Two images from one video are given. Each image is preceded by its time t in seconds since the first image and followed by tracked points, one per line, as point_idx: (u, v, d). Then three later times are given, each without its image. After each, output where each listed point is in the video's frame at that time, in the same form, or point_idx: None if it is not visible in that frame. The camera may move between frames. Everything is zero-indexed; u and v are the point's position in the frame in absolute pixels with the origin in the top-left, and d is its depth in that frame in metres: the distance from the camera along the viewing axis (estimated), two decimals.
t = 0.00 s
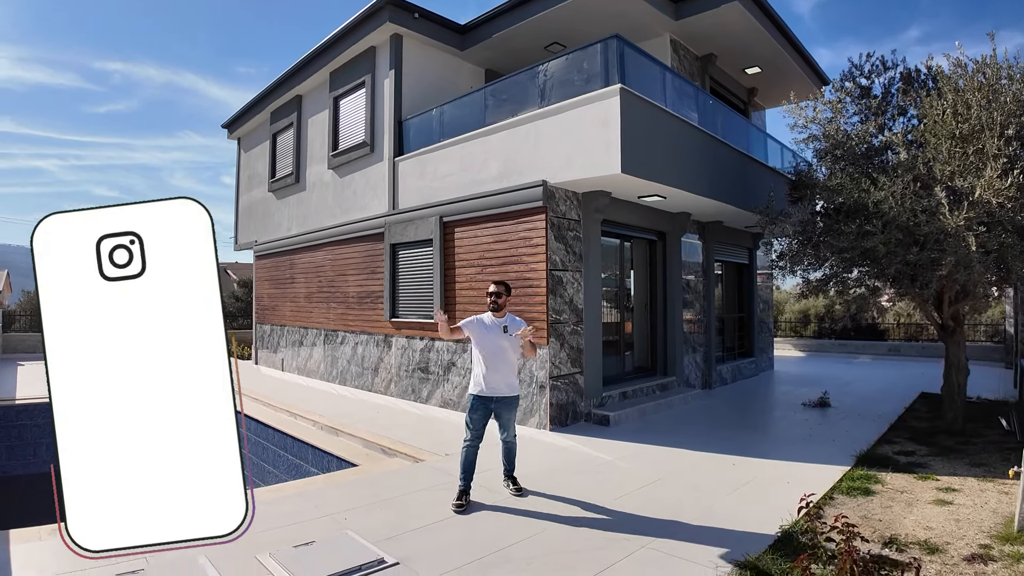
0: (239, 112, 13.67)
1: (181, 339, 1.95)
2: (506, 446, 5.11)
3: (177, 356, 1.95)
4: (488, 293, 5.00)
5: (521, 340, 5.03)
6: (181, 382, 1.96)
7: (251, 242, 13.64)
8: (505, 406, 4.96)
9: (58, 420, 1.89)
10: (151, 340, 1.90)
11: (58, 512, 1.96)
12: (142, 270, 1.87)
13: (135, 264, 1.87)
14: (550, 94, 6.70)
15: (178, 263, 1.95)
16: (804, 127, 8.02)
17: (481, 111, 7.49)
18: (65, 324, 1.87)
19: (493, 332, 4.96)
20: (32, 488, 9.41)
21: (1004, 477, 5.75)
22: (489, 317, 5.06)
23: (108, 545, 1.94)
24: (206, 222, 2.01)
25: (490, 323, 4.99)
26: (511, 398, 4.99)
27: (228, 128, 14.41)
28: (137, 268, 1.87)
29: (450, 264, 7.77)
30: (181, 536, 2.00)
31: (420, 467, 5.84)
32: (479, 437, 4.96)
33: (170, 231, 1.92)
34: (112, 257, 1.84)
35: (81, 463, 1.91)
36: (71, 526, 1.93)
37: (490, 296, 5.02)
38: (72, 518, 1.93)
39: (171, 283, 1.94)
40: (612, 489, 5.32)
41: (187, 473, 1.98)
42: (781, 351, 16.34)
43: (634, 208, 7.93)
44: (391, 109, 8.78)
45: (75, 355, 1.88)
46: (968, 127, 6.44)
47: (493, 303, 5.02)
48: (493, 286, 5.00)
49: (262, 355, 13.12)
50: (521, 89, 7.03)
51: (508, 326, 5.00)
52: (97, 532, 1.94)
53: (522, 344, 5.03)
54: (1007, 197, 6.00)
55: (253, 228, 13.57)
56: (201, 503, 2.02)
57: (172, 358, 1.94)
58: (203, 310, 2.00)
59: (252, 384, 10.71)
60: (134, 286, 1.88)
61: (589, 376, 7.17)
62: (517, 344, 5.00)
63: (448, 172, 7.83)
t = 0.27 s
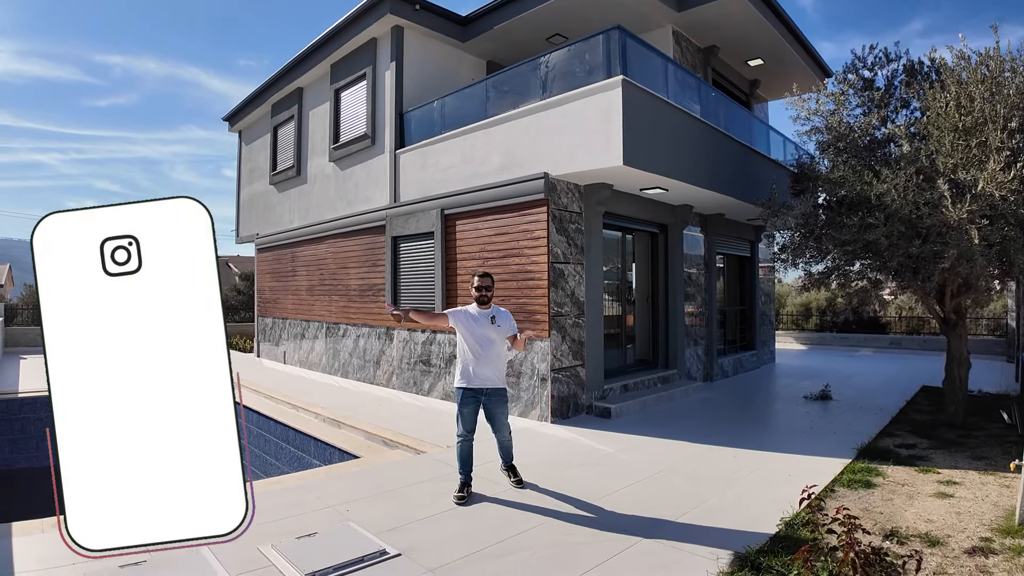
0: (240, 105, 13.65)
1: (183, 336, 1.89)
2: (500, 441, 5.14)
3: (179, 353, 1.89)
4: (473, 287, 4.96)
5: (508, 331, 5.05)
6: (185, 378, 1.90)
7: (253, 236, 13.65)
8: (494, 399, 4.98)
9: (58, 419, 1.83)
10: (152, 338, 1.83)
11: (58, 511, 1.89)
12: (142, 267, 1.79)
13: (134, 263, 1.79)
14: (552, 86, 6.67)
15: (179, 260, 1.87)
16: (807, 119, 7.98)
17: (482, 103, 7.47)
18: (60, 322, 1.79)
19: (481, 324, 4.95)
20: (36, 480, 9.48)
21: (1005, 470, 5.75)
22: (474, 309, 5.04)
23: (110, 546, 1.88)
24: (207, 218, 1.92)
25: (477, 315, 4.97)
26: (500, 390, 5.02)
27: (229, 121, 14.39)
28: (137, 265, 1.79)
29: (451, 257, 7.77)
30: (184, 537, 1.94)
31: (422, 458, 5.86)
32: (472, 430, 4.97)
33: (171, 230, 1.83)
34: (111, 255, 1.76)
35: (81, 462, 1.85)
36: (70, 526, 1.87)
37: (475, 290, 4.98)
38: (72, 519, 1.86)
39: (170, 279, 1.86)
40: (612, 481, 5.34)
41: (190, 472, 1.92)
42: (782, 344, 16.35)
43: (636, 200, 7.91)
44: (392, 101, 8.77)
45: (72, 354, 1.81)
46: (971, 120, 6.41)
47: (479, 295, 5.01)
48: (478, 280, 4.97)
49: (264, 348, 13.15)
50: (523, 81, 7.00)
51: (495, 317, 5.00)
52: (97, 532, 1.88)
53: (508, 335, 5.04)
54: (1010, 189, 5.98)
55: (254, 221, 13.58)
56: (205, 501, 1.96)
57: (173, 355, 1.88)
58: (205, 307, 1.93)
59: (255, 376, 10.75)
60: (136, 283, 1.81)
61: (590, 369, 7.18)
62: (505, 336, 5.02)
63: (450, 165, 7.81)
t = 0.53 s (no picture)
0: (240, 98, 13.63)
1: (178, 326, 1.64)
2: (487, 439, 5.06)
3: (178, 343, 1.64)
4: (465, 281, 4.95)
5: (501, 323, 5.08)
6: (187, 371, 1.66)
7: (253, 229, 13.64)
8: (489, 393, 4.99)
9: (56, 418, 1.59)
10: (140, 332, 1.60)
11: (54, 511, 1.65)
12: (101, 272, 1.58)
13: (117, 258, 1.59)
14: (553, 78, 6.65)
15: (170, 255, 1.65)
16: (807, 113, 7.96)
17: (482, 96, 7.45)
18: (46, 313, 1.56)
19: (475, 316, 4.95)
20: (39, 473, 9.53)
21: (1004, 464, 5.76)
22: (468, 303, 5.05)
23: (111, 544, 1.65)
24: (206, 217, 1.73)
25: (471, 308, 4.98)
26: (497, 383, 5.04)
27: (229, 114, 14.38)
28: (96, 271, 1.58)
29: (452, 251, 7.77)
30: (188, 541, 1.71)
31: (423, 451, 5.88)
32: (469, 425, 4.99)
33: (166, 230, 1.64)
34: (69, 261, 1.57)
35: (81, 460, 1.61)
36: (69, 527, 1.61)
37: (467, 284, 4.97)
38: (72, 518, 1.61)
39: (164, 269, 1.63)
40: (612, 474, 5.35)
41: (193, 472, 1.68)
42: (782, 337, 16.39)
43: (637, 194, 7.90)
44: (392, 95, 8.75)
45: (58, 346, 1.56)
46: (972, 113, 6.39)
47: (471, 289, 5.03)
48: (470, 274, 4.95)
49: (265, 342, 13.17)
50: (524, 73, 6.98)
51: (488, 309, 5.02)
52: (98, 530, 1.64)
53: (502, 327, 5.06)
54: (1011, 183, 5.97)
55: (255, 214, 13.57)
56: (211, 502, 1.72)
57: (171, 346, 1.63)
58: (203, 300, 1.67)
59: (256, 369, 10.78)
60: (95, 288, 1.58)
61: (590, 362, 7.19)
62: (499, 328, 5.04)
63: (450, 158, 7.80)
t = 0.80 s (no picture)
0: (240, 92, 13.61)
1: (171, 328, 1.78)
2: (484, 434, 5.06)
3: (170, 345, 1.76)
4: (469, 275, 4.96)
5: (501, 317, 5.10)
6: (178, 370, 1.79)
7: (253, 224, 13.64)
8: (491, 388, 5.01)
9: (58, 418, 1.74)
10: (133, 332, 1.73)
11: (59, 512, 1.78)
12: (84, 275, 1.74)
13: (108, 262, 1.76)
14: (553, 73, 6.64)
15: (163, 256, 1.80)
16: (809, 108, 7.94)
17: (482, 90, 7.44)
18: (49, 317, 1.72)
19: (477, 310, 4.95)
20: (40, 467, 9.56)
21: (1004, 459, 5.77)
22: (468, 296, 5.04)
23: (110, 547, 1.76)
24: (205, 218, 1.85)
25: (472, 302, 4.98)
26: (497, 377, 5.04)
27: (228, 109, 14.35)
28: (81, 274, 1.74)
29: (452, 246, 7.78)
30: (185, 538, 1.81)
31: (423, 445, 5.90)
32: (472, 421, 4.99)
33: (161, 228, 1.79)
34: (54, 263, 1.73)
35: (81, 460, 1.75)
36: (70, 525, 1.74)
37: (471, 278, 4.98)
38: (72, 518, 1.74)
39: (155, 273, 1.78)
40: (612, 468, 5.37)
41: (191, 472, 1.81)
42: (782, 333, 16.40)
43: (637, 189, 7.90)
44: (392, 89, 8.73)
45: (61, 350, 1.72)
46: (973, 109, 6.38)
47: (473, 282, 5.02)
48: (475, 268, 4.97)
49: (265, 337, 13.18)
50: (524, 67, 6.96)
51: (489, 303, 5.04)
52: (98, 533, 1.76)
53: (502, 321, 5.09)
54: (1012, 179, 5.96)
55: (255, 209, 13.56)
56: (206, 499, 1.83)
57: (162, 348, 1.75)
58: (195, 300, 1.81)
59: (256, 364, 10.78)
60: (82, 290, 1.74)
61: (590, 357, 7.20)
62: (500, 322, 5.06)
63: (450, 152, 7.79)
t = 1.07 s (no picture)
0: (240, 87, 13.58)
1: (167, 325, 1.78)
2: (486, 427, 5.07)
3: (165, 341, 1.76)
4: (475, 268, 4.94)
5: (504, 312, 5.12)
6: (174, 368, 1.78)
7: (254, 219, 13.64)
8: (493, 382, 5.01)
9: (58, 418, 1.75)
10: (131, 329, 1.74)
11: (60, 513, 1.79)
12: (83, 274, 1.76)
13: (112, 261, 1.77)
14: (554, 67, 6.63)
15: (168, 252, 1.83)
16: (810, 102, 7.92)
17: (483, 85, 7.42)
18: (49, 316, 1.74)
19: (481, 304, 4.96)
20: (42, 461, 9.60)
21: (1003, 454, 5.78)
22: (472, 289, 5.03)
23: (111, 548, 1.76)
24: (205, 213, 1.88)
25: (476, 296, 4.98)
26: (499, 372, 5.04)
27: (228, 104, 14.34)
28: (81, 274, 1.76)
29: (452, 240, 7.77)
30: (185, 539, 1.79)
31: (424, 439, 5.90)
32: (473, 417, 4.99)
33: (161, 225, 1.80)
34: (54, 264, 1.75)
35: (80, 460, 1.76)
36: (70, 526, 1.76)
37: (476, 271, 4.97)
38: (71, 518, 1.76)
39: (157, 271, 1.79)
40: (612, 462, 5.38)
41: (191, 471, 1.81)
42: (782, 328, 16.42)
43: (638, 183, 7.89)
44: (393, 83, 8.72)
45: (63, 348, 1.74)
46: (974, 104, 6.36)
47: (479, 276, 5.01)
48: (480, 261, 4.95)
49: (266, 332, 13.19)
50: (525, 61, 6.94)
51: (493, 298, 5.05)
52: (99, 533, 1.77)
53: (505, 316, 5.11)
54: (1013, 174, 5.95)
55: (255, 204, 13.56)
56: (208, 500, 1.81)
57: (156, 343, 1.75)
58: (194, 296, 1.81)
59: (257, 359, 10.80)
60: (81, 290, 1.76)
61: (591, 352, 7.21)
62: (504, 316, 5.08)
63: (451, 147, 7.78)
